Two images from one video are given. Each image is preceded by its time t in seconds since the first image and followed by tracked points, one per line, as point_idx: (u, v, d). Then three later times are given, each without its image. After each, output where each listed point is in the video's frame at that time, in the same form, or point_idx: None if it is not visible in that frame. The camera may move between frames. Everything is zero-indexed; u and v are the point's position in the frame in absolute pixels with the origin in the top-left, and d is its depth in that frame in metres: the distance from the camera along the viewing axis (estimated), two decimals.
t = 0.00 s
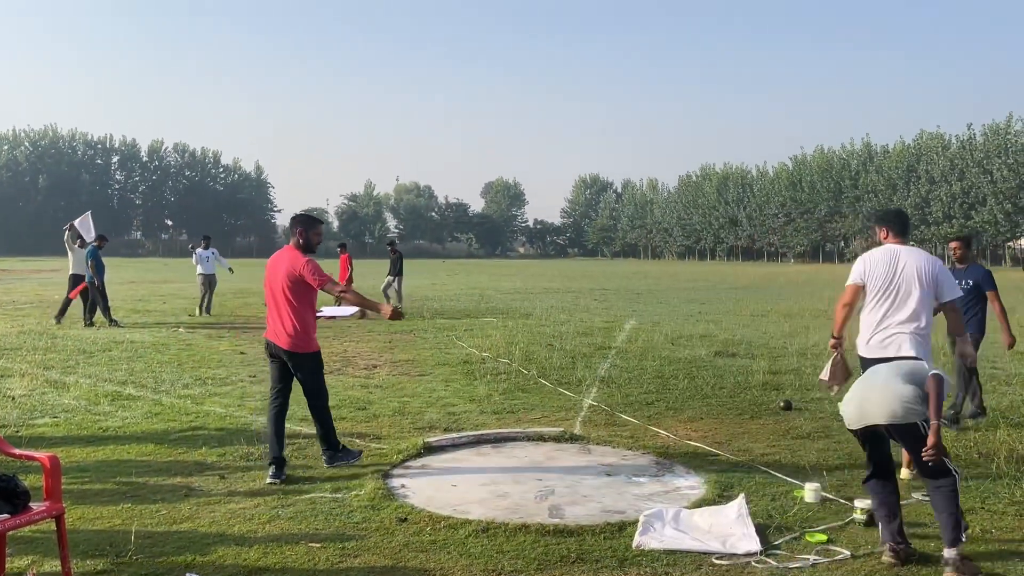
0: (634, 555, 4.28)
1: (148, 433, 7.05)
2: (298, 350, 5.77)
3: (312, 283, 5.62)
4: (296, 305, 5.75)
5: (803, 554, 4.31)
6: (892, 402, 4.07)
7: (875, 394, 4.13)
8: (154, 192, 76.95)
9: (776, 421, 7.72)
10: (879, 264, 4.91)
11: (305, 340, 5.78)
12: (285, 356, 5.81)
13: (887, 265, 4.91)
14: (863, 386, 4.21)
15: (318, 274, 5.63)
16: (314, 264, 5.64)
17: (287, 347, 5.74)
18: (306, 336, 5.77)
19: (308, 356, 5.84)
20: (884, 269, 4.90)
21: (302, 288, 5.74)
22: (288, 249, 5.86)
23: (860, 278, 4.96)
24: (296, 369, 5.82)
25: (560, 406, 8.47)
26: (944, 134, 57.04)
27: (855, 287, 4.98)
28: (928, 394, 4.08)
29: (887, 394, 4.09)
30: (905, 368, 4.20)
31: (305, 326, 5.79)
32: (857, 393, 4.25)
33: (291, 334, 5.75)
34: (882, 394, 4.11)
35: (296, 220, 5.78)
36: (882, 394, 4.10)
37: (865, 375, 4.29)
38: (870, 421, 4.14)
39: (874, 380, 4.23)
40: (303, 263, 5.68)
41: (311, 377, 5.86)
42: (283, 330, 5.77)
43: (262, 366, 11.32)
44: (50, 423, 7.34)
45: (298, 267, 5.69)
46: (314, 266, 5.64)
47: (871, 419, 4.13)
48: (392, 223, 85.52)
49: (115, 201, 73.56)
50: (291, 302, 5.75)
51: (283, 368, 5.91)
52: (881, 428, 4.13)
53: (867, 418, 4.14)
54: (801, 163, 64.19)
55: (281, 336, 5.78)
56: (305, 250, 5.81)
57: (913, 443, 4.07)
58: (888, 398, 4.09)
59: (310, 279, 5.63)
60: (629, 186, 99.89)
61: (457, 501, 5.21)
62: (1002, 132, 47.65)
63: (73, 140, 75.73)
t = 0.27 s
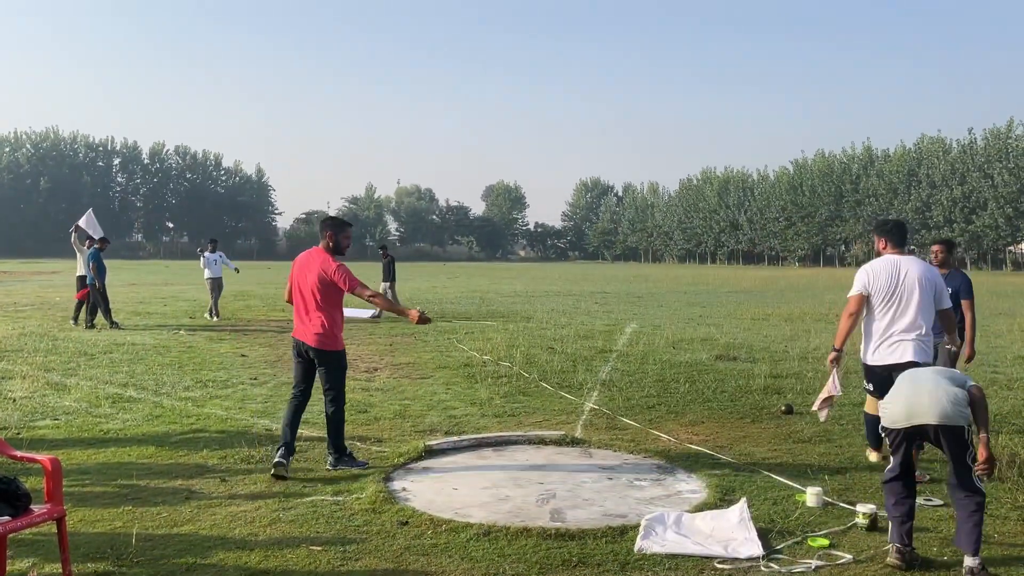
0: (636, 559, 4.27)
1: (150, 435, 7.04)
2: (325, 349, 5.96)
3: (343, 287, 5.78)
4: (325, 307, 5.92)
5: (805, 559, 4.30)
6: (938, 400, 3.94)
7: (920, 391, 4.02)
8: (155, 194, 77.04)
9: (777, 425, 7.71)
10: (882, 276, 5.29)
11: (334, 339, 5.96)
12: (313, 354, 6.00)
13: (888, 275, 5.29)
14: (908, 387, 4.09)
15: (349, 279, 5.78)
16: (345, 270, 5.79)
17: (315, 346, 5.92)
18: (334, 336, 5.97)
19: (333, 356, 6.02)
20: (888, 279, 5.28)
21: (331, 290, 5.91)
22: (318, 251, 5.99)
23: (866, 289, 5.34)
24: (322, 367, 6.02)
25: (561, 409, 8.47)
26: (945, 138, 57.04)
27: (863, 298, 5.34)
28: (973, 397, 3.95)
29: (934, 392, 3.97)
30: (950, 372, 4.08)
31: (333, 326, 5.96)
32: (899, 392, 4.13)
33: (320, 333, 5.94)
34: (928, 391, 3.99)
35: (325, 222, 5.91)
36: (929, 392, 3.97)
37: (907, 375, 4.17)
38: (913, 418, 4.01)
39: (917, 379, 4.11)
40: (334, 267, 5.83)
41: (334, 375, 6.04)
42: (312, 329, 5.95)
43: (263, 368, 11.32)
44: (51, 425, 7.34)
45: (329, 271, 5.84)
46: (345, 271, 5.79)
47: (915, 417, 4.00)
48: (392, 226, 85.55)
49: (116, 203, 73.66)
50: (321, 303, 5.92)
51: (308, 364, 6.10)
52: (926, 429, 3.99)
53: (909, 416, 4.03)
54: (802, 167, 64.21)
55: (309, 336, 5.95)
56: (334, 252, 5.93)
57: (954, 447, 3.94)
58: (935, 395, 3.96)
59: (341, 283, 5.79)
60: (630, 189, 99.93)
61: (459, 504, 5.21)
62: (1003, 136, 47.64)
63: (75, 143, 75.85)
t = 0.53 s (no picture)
0: (641, 563, 4.26)
1: (153, 436, 7.04)
2: (343, 347, 6.13)
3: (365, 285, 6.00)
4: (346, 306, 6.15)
5: (810, 563, 4.28)
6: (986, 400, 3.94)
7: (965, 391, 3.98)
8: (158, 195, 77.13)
9: (782, 428, 7.69)
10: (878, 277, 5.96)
11: (350, 339, 6.14)
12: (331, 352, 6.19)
13: (881, 273, 5.98)
14: (943, 380, 4.04)
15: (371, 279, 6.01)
16: (368, 269, 6.03)
17: (332, 343, 6.11)
18: (352, 336, 6.16)
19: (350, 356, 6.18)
20: (880, 278, 5.96)
21: (353, 289, 6.14)
22: (342, 251, 6.27)
23: (860, 287, 6.05)
24: (338, 365, 6.17)
25: (564, 412, 8.45)
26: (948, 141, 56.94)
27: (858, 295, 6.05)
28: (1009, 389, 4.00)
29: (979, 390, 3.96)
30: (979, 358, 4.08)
31: (350, 327, 6.17)
32: (935, 386, 4.08)
33: (338, 332, 6.14)
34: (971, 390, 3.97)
35: (354, 224, 6.21)
36: (972, 389, 3.96)
37: (934, 364, 4.12)
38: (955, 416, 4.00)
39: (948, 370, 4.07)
40: (356, 267, 6.09)
41: (350, 373, 6.19)
42: (332, 327, 6.17)
43: (266, 370, 11.32)
44: (54, 426, 7.34)
45: (351, 270, 6.09)
46: (367, 271, 6.03)
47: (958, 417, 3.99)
48: (394, 228, 85.62)
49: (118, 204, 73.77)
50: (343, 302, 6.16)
51: (328, 362, 6.29)
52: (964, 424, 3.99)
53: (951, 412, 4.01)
54: (804, 170, 64.13)
55: (330, 333, 6.16)
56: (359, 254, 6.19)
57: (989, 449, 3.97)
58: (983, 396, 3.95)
59: (363, 282, 6.02)
60: (632, 192, 99.88)
61: (463, 507, 5.19)
62: (1006, 139, 47.60)
63: (78, 143, 75.94)
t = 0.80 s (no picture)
0: (652, 566, 4.24)
1: (160, 437, 7.04)
2: (353, 347, 6.14)
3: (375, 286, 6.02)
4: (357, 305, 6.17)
5: (823, 566, 4.27)
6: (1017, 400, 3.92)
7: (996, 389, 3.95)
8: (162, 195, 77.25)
9: (790, 430, 7.67)
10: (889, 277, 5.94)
11: (360, 338, 6.15)
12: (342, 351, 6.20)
13: (886, 272, 5.99)
14: (976, 382, 4.00)
15: (381, 279, 6.02)
16: (378, 270, 6.04)
17: (342, 343, 6.13)
18: (362, 337, 6.16)
19: (360, 355, 6.18)
20: (887, 276, 5.97)
21: (364, 289, 6.15)
22: (355, 251, 6.29)
23: (867, 285, 6.07)
24: (349, 364, 6.19)
25: (571, 413, 8.44)
26: (952, 142, 56.80)
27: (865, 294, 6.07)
28: None
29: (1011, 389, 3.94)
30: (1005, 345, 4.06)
31: (361, 326, 6.17)
32: (964, 376, 4.05)
33: (348, 331, 6.15)
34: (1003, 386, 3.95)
35: (366, 225, 6.22)
36: (1006, 389, 3.93)
37: (962, 364, 4.06)
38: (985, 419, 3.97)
39: (976, 360, 4.04)
40: (368, 267, 6.10)
41: (360, 373, 6.19)
42: (342, 326, 6.18)
43: (272, 370, 11.32)
44: (62, 426, 7.35)
45: (362, 270, 6.10)
46: (378, 272, 6.04)
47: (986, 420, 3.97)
48: (398, 228, 85.72)
49: (122, 204, 73.92)
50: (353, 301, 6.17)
51: (339, 361, 6.31)
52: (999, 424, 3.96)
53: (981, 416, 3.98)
54: (808, 170, 64.02)
55: (340, 332, 6.18)
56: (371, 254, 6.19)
57: (1019, 454, 3.95)
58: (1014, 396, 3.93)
59: (373, 282, 6.04)
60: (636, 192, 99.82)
61: (472, 508, 5.18)
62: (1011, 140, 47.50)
63: (82, 143, 76.08)
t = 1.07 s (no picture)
0: (667, 566, 4.23)
1: (172, 436, 7.04)
2: (363, 346, 6.14)
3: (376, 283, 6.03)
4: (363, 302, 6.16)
5: (840, 567, 4.25)
6: None
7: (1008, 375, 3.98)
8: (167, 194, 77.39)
9: (801, 429, 7.64)
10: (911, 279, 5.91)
11: (368, 335, 6.14)
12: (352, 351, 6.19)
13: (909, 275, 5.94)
14: (998, 379, 3.99)
15: (383, 276, 6.04)
16: (380, 267, 6.06)
17: (351, 340, 6.13)
18: (371, 336, 6.15)
19: (369, 352, 6.17)
20: (908, 277, 5.93)
21: (373, 287, 6.17)
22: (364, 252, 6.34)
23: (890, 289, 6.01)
24: (359, 364, 6.18)
25: (581, 412, 8.42)
26: (958, 141, 56.56)
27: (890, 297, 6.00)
28: None
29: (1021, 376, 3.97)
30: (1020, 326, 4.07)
31: (370, 323, 6.17)
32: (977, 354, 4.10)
33: (356, 329, 6.15)
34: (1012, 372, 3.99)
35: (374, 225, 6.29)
36: None
37: (984, 362, 4.06)
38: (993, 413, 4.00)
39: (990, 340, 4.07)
40: (371, 266, 6.12)
41: (369, 374, 6.17)
42: (351, 325, 6.19)
43: (280, 369, 11.31)
44: (73, 426, 7.36)
45: (366, 268, 6.13)
46: (380, 269, 6.06)
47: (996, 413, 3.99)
48: (402, 227, 85.76)
49: (128, 203, 74.10)
50: (360, 300, 6.18)
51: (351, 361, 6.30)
52: None
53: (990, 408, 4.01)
54: (814, 169, 63.86)
55: (349, 331, 6.19)
56: (378, 253, 6.23)
57: None
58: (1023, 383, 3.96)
59: (374, 280, 6.05)
60: (641, 191, 99.72)
61: (485, 508, 5.17)
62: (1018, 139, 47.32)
63: (88, 142, 76.25)
